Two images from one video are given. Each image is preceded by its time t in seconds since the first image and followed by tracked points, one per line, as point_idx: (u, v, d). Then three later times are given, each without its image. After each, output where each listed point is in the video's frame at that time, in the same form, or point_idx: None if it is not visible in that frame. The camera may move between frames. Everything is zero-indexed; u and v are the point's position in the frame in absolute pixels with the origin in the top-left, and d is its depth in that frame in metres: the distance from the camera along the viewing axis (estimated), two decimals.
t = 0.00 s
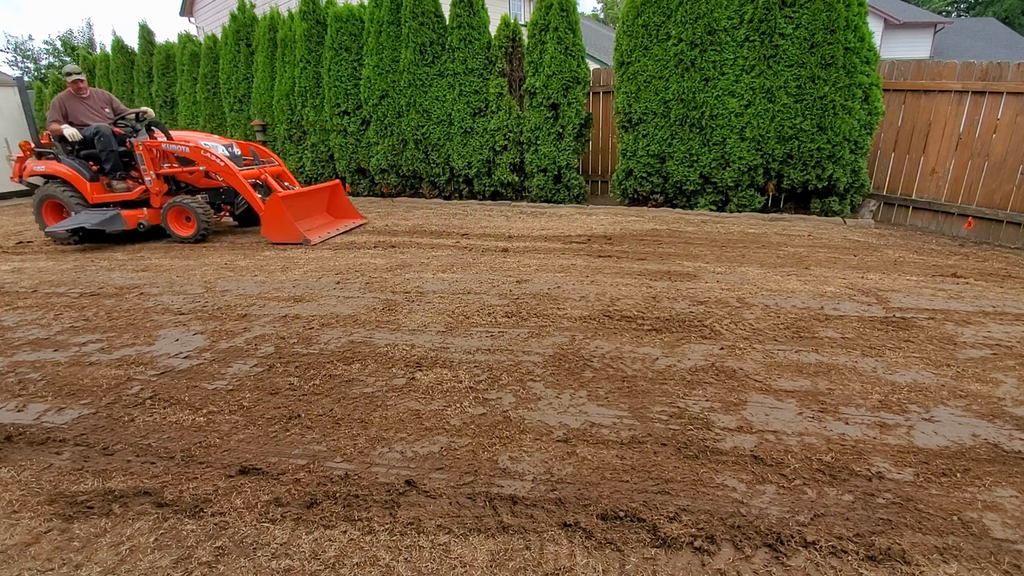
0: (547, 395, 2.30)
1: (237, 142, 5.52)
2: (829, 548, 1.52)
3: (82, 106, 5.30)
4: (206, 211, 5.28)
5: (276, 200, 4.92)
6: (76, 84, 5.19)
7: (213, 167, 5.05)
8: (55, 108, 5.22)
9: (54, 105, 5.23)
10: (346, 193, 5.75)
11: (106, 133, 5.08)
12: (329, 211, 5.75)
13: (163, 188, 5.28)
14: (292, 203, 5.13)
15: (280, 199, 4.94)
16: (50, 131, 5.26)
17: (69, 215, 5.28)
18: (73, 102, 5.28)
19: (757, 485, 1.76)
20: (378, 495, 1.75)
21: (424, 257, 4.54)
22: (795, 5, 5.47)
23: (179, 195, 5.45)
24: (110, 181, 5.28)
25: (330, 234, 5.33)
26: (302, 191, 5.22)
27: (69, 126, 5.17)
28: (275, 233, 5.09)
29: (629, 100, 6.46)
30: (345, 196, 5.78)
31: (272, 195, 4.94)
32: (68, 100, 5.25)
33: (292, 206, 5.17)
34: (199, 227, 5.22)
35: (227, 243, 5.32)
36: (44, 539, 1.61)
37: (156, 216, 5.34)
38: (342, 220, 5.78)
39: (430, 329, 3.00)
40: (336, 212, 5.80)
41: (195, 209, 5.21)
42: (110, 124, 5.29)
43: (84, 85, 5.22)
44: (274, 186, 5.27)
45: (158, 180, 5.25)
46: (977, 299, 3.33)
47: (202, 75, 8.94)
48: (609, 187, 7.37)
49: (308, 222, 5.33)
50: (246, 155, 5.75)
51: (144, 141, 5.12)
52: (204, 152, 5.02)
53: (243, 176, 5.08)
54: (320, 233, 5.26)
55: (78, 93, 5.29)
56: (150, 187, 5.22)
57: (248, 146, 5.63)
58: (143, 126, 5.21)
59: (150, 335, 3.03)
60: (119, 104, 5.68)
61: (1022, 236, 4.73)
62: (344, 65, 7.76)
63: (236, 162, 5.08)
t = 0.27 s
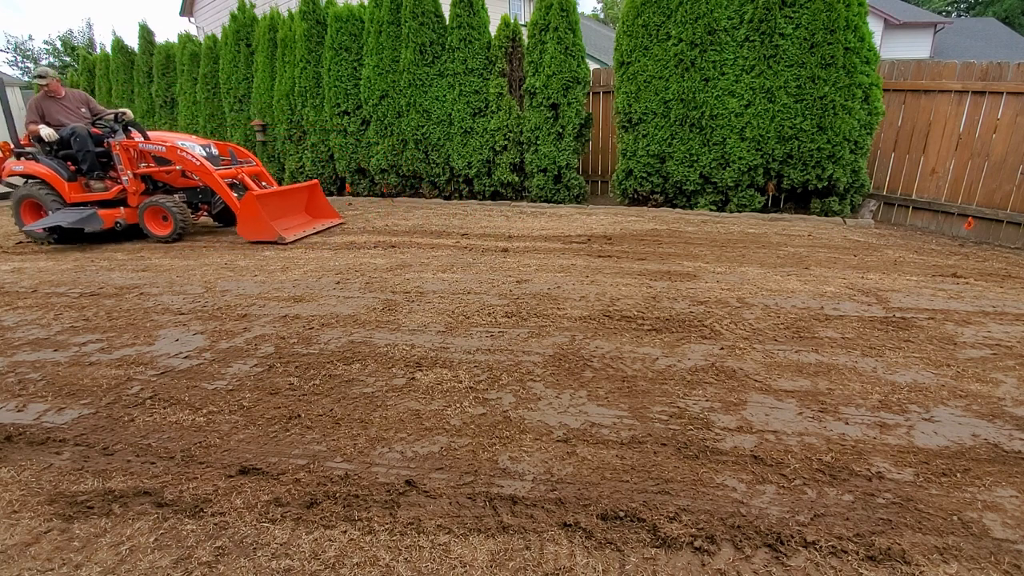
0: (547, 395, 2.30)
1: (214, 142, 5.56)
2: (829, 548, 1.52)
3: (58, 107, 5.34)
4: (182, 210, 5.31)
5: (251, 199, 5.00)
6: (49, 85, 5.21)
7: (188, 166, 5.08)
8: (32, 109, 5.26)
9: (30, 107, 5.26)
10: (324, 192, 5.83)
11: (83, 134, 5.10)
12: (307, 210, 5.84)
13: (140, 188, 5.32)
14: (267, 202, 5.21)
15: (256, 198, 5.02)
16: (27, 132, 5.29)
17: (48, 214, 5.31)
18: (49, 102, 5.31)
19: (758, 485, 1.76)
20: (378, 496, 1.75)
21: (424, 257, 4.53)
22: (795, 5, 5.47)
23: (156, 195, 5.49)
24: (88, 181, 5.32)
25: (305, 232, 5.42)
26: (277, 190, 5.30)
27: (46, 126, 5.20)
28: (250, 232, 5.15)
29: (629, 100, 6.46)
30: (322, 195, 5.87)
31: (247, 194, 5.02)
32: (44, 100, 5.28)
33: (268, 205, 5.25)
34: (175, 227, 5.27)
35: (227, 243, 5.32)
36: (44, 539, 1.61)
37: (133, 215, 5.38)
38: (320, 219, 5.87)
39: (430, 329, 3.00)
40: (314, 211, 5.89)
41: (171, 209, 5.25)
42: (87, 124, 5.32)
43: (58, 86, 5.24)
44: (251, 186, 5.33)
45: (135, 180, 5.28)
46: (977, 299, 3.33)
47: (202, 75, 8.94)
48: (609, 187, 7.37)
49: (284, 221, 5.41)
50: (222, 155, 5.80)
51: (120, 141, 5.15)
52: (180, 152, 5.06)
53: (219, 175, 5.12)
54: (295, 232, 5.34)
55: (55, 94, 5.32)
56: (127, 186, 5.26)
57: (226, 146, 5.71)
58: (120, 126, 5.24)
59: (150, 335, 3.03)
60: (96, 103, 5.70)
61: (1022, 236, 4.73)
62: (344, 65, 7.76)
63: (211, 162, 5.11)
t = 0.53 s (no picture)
0: (547, 395, 2.30)
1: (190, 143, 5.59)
2: (829, 548, 1.52)
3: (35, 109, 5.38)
4: (159, 211, 5.34)
5: (225, 200, 5.09)
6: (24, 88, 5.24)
7: (163, 168, 5.11)
8: (9, 111, 5.31)
9: (8, 109, 5.36)
10: (301, 192, 5.93)
11: (62, 135, 5.12)
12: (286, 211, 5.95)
13: (116, 189, 5.34)
14: (242, 203, 5.30)
15: (229, 199, 5.11)
16: (4, 134, 5.35)
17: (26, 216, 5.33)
18: (25, 105, 5.33)
19: (758, 485, 1.76)
20: (378, 496, 1.75)
21: (424, 257, 4.53)
22: (795, 5, 5.47)
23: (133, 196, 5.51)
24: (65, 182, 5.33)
25: (282, 232, 5.50)
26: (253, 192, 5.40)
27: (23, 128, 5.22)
28: (225, 232, 5.22)
29: (629, 100, 6.47)
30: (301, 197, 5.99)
31: (222, 195, 5.11)
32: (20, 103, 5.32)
33: (243, 206, 5.34)
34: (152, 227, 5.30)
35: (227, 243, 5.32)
36: (44, 539, 1.61)
37: (110, 216, 5.41)
38: (299, 220, 5.97)
39: (430, 329, 3.00)
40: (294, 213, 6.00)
41: (148, 209, 5.28)
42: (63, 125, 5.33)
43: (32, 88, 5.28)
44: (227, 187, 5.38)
45: (111, 181, 5.30)
46: (977, 299, 3.33)
47: (202, 75, 8.94)
48: (609, 187, 7.37)
49: (261, 221, 5.50)
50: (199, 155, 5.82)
51: (95, 143, 5.16)
52: (155, 153, 5.08)
53: (194, 176, 5.16)
54: (271, 232, 5.42)
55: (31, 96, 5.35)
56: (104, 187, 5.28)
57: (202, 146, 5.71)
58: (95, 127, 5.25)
59: (150, 335, 3.03)
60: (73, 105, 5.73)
61: (1022, 236, 4.73)
62: (344, 65, 7.76)
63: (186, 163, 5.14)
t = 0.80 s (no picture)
0: (547, 395, 2.30)
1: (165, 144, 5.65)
2: (829, 548, 1.52)
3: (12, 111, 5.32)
4: (131, 212, 5.38)
5: (196, 201, 5.12)
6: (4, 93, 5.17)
7: (136, 169, 5.16)
8: None
9: None
10: (277, 193, 6.01)
11: (35, 138, 5.17)
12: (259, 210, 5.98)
13: (90, 190, 5.38)
14: (214, 204, 5.33)
15: (201, 200, 5.14)
16: None
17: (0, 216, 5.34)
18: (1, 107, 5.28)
19: (758, 485, 1.76)
20: (378, 496, 1.75)
21: (424, 257, 4.52)
22: (795, 5, 5.46)
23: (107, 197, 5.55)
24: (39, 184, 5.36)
25: (255, 231, 5.54)
26: (225, 192, 5.43)
27: None
28: (196, 232, 5.24)
29: (629, 100, 6.47)
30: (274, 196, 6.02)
31: (193, 196, 5.13)
32: None
33: (215, 206, 5.37)
34: (125, 228, 5.34)
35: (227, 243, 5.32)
36: (44, 539, 1.61)
37: (84, 217, 5.45)
38: (273, 219, 6.01)
39: (430, 329, 3.00)
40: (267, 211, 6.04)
41: (121, 210, 5.32)
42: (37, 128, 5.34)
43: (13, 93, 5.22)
44: (200, 188, 5.44)
45: (85, 182, 5.34)
46: (977, 299, 3.33)
47: (202, 75, 8.93)
48: (609, 187, 7.37)
49: (234, 222, 5.53)
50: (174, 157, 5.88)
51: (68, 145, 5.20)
52: (128, 155, 5.14)
53: (167, 177, 5.21)
54: (244, 232, 5.46)
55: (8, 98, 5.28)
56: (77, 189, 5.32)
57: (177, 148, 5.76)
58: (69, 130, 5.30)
59: (150, 335, 3.03)
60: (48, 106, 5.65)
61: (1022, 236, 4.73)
62: (344, 65, 7.76)
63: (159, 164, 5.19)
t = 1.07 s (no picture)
0: (547, 395, 2.30)
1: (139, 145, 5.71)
2: (829, 548, 1.52)
3: None
4: (105, 213, 5.44)
5: (167, 202, 5.12)
6: None
7: (109, 170, 5.22)
8: None
9: None
10: (254, 193, 6.09)
11: (11, 140, 5.18)
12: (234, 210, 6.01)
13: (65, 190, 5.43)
14: (186, 204, 5.33)
15: (172, 201, 5.14)
16: None
17: None
18: None
19: (758, 485, 1.76)
20: (378, 495, 1.75)
21: (424, 257, 4.52)
22: (795, 5, 5.46)
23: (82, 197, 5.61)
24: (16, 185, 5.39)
25: (227, 232, 5.56)
26: (198, 192, 5.44)
27: None
28: (167, 232, 5.26)
29: (629, 100, 6.47)
30: (249, 195, 6.04)
31: (163, 196, 5.14)
32: None
33: (187, 207, 5.38)
34: (99, 228, 5.42)
35: (227, 243, 5.32)
36: (44, 539, 1.61)
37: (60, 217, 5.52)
38: (247, 219, 6.04)
39: (430, 329, 3.00)
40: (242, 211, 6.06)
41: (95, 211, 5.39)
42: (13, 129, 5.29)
43: None
44: (174, 188, 5.51)
45: (61, 183, 5.38)
46: (977, 299, 3.33)
47: (202, 75, 8.92)
48: (609, 187, 7.37)
49: (207, 222, 5.55)
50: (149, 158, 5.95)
51: (44, 147, 5.23)
52: (101, 156, 5.19)
53: (140, 178, 5.27)
54: (216, 232, 5.48)
55: None
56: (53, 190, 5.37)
57: (153, 148, 5.83)
58: (46, 132, 5.31)
59: (150, 335, 3.03)
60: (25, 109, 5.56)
61: (1022, 236, 4.73)
62: (344, 65, 7.76)
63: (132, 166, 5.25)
